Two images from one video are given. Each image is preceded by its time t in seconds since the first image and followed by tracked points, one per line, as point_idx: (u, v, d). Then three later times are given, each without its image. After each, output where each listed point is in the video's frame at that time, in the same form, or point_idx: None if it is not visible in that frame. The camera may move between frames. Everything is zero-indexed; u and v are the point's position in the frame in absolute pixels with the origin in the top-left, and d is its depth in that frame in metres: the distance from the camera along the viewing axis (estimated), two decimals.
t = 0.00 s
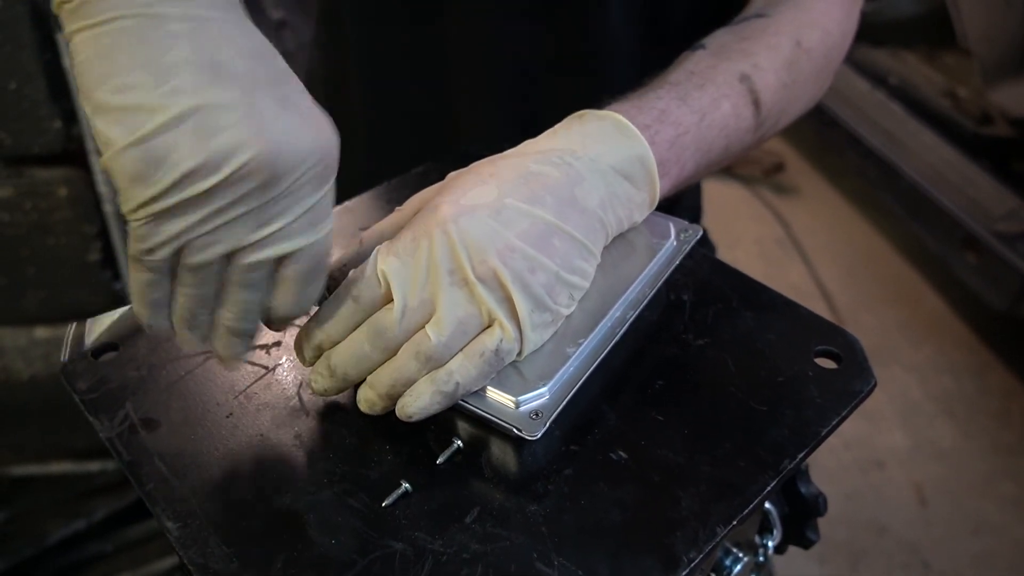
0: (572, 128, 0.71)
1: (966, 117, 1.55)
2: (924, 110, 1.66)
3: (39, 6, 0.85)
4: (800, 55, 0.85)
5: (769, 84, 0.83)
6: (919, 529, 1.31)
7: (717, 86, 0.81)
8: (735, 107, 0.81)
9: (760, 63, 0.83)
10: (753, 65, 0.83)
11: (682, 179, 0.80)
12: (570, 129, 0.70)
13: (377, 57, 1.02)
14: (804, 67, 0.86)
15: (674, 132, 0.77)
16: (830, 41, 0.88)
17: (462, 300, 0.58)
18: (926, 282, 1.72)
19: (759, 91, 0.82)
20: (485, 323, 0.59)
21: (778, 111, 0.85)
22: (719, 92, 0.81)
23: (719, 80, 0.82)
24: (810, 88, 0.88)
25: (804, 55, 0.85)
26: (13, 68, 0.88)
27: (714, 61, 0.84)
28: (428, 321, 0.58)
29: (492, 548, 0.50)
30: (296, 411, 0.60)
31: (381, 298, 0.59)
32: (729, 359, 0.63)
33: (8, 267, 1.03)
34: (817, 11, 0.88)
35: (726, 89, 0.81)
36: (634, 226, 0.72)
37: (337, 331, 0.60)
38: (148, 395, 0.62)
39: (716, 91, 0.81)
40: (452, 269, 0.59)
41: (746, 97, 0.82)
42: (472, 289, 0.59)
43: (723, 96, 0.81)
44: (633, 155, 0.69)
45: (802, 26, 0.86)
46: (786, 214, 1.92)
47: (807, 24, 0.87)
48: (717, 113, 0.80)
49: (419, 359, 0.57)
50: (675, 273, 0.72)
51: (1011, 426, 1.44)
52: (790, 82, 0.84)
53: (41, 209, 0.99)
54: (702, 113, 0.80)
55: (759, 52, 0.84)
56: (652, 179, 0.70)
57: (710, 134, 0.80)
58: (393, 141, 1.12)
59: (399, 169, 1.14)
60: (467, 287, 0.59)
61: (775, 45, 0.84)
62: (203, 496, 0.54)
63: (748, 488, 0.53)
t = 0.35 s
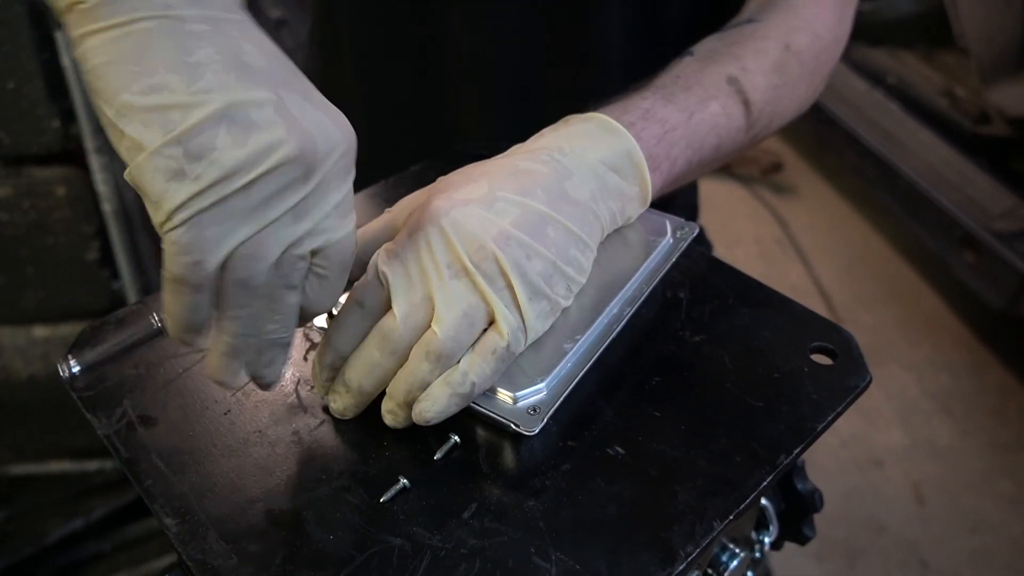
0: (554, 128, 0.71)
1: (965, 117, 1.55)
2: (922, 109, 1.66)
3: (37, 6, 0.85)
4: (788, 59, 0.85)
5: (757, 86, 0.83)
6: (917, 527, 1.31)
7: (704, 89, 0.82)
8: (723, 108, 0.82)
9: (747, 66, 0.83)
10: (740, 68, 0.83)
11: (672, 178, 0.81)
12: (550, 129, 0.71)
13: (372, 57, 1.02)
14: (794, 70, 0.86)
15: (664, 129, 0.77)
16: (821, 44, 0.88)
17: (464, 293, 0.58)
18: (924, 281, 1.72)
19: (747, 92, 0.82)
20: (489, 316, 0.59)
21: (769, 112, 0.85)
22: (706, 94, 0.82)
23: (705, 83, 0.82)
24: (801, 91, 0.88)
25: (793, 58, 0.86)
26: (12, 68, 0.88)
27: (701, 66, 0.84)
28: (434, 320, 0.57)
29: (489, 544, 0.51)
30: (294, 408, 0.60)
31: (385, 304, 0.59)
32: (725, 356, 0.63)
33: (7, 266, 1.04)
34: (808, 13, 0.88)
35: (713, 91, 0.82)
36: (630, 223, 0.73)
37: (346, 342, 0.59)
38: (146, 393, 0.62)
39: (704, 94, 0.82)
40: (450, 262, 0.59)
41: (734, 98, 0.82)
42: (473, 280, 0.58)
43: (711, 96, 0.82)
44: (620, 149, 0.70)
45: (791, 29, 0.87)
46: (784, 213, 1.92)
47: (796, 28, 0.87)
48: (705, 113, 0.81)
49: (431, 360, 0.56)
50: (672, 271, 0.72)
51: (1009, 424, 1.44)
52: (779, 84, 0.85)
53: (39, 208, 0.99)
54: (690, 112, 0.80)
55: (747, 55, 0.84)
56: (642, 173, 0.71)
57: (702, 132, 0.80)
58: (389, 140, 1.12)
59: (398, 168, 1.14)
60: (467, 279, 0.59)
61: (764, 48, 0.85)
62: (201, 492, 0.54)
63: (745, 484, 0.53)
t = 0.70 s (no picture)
0: (575, 81, 0.78)
1: (963, 117, 1.56)
2: (920, 108, 1.67)
3: (37, 5, 0.85)
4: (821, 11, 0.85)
5: (792, 30, 0.83)
6: (916, 525, 1.32)
7: (740, 29, 0.83)
8: (760, 45, 0.82)
9: (782, 12, 0.84)
10: (775, 14, 0.84)
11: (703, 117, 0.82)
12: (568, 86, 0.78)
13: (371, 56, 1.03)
14: (827, 21, 0.86)
15: (705, 66, 0.80)
16: None
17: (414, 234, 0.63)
18: (923, 280, 1.72)
19: (781, 35, 0.83)
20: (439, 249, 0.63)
21: (802, 60, 0.85)
22: (742, 33, 0.82)
23: (741, 24, 0.83)
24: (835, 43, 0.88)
25: (825, 9, 0.85)
26: (12, 67, 0.88)
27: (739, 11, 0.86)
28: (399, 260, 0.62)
29: (486, 540, 0.51)
30: (292, 405, 0.61)
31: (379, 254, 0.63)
32: (723, 353, 0.63)
33: (8, 265, 1.04)
34: None
35: (749, 31, 0.82)
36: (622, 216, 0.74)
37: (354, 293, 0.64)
38: (145, 391, 0.62)
39: (740, 34, 0.82)
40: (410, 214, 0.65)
41: (769, 39, 0.82)
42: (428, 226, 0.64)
43: (748, 35, 0.82)
44: (659, 53, 0.78)
45: None
46: (784, 213, 1.93)
47: None
48: (745, 49, 0.81)
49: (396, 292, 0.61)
50: (669, 267, 0.72)
51: (1008, 423, 1.44)
52: (812, 32, 0.85)
53: (38, 207, 1.00)
54: (728, 48, 0.81)
55: (780, 2, 0.85)
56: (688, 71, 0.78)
57: (733, 78, 0.82)
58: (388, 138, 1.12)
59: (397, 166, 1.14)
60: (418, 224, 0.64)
61: None
62: (200, 490, 0.54)
63: (741, 479, 0.54)
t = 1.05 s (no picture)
0: (526, 75, 0.84)
1: (961, 116, 1.63)
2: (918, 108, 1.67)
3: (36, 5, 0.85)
4: (760, 18, 0.95)
5: (732, 36, 0.93)
6: (914, 524, 1.32)
7: (686, 33, 0.92)
8: (703, 49, 0.91)
9: (724, 19, 0.93)
10: (718, 20, 0.93)
11: (648, 111, 0.90)
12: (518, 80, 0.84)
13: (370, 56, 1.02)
14: (764, 28, 0.95)
15: (651, 61, 0.88)
16: (789, 12, 0.97)
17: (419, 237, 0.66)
18: (922, 280, 1.73)
19: (722, 39, 0.92)
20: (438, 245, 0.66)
21: (740, 62, 0.94)
22: (688, 37, 0.91)
23: (687, 29, 0.92)
24: (772, 51, 0.98)
25: (765, 19, 0.95)
26: (11, 65, 0.88)
27: (684, 17, 0.95)
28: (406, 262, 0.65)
29: (485, 531, 0.51)
30: (291, 398, 0.61)
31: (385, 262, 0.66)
32: (718, 346, 0.64)
33: (7, 265, 1.04)
34: None
35: (693, 35, 0.91)
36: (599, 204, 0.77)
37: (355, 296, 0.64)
38: (145, 384, 0.62)
39: (687, 36, 0.91)
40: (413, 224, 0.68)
41: (711, 43, 0.92)
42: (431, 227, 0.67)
43: (693, 38, 0.91)
44: (600, 51, 0.85)
45: None
46: (783, 213, 1.93)
47: None
48: (688, 50, 0.90)
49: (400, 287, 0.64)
50: (665, 264, 0.72)
51: (1005, 422, 1.45)
52: (751, 38, 0.94)
53: (37, 207, 0.99)
54: (676, 48, 0.90)
55: (724, 11, 0.94)
56: (627, 65, 0.85)
57: (678, 74, 0.90)
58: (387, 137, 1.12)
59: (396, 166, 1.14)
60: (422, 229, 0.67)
61: (738, 7, 0.95)
62: (199, 481, 0.55)
63: (737, 471, 0.54)
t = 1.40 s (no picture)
0: (521, 77, 0.84)
1: (960, 117, 1.63)
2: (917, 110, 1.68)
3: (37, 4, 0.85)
4: (747, 28, 0.96)
5: (721, 44, 0.93)
6: (914, 524, 1.32)
7: (676, 38, 0.92)
8: (693, 56, 0.92)
9: (714, 27, 0.94)
10: (708, 27, 0.94)
11: (641, 114, 0.90)
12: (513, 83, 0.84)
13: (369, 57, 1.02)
14: (751, 37, 0.96)
15: (643, 66, 0.89)
16: (774, 20, 0.99)
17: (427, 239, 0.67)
18: (921, 281, 1.73)
19: (711, 47, 0.92)
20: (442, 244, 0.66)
21: (731, 67, 0.95)
22: (679, 42, 0.92)
23: (677, 34, 0.93)
24: (759, 58, 0.99)
25: (752, 27, 0.96)
26: (12, 65, 0.87)
27: (675, 22, 0.95)
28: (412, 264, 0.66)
29: (487, 526, 0.51)
30: (293, 394, 0.61)
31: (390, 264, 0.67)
32: (717, 344, 0.64)
33: (7, 265, 1.04)
34: None
35: (684, 41, 0.92)
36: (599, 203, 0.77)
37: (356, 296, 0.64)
38: (148, 381, 0.63)
39: (678, 41, 0.92)
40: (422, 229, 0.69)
41: (701, 49, 0.92)
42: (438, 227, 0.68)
43: (683, 43, 0.92)
44: (593, 54, 0.85)
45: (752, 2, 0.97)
46: (782, 214, 1.93)
47: (758, 2, 0.97)
48: (680, 55, 0.90)
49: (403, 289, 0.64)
50: (664, 262, 0.73)
51: (1004, 422, 1.45)
52: (739, 45, 0.95)
53: (39, 207, 0.99)
54: (667, 53, 0.91)
55: (713, 17, 0.95)
56: (620, 68, 0.86)
57: (669, 79, 0.90)
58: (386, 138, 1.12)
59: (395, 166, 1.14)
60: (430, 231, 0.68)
61: (727, 14, 0.96)
62: (202, 476, 0.55)
63: (736, 466, 0.54)
